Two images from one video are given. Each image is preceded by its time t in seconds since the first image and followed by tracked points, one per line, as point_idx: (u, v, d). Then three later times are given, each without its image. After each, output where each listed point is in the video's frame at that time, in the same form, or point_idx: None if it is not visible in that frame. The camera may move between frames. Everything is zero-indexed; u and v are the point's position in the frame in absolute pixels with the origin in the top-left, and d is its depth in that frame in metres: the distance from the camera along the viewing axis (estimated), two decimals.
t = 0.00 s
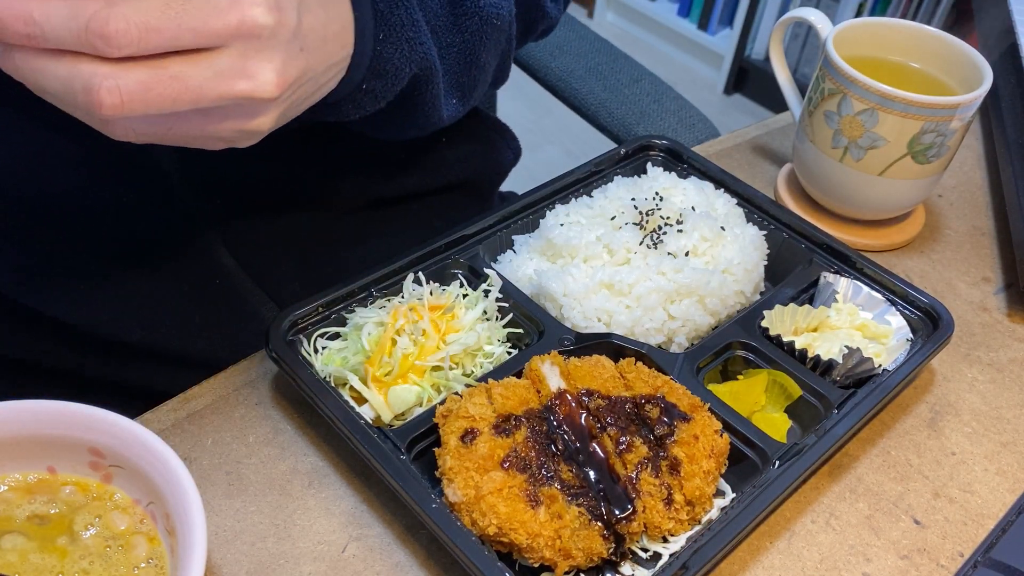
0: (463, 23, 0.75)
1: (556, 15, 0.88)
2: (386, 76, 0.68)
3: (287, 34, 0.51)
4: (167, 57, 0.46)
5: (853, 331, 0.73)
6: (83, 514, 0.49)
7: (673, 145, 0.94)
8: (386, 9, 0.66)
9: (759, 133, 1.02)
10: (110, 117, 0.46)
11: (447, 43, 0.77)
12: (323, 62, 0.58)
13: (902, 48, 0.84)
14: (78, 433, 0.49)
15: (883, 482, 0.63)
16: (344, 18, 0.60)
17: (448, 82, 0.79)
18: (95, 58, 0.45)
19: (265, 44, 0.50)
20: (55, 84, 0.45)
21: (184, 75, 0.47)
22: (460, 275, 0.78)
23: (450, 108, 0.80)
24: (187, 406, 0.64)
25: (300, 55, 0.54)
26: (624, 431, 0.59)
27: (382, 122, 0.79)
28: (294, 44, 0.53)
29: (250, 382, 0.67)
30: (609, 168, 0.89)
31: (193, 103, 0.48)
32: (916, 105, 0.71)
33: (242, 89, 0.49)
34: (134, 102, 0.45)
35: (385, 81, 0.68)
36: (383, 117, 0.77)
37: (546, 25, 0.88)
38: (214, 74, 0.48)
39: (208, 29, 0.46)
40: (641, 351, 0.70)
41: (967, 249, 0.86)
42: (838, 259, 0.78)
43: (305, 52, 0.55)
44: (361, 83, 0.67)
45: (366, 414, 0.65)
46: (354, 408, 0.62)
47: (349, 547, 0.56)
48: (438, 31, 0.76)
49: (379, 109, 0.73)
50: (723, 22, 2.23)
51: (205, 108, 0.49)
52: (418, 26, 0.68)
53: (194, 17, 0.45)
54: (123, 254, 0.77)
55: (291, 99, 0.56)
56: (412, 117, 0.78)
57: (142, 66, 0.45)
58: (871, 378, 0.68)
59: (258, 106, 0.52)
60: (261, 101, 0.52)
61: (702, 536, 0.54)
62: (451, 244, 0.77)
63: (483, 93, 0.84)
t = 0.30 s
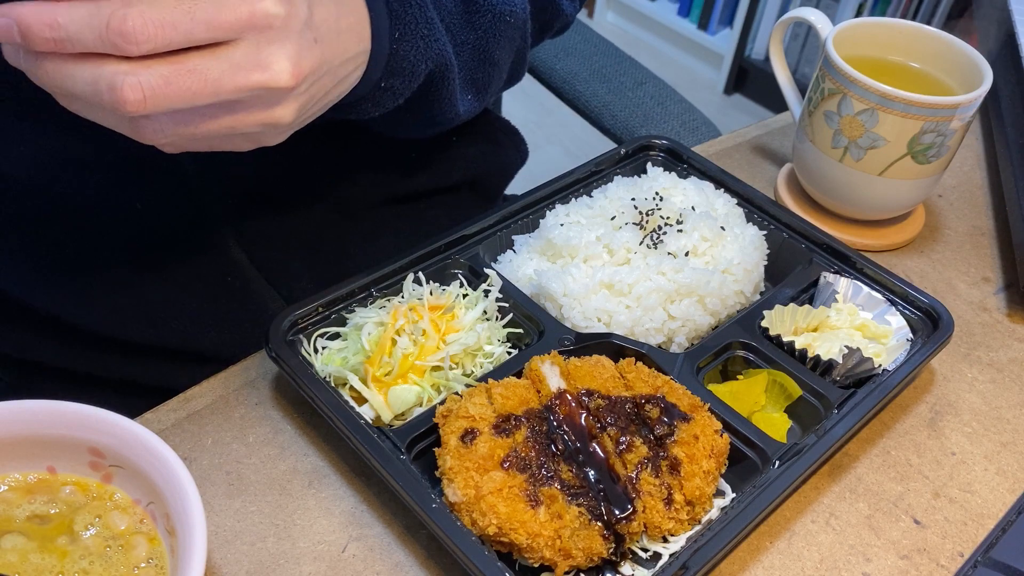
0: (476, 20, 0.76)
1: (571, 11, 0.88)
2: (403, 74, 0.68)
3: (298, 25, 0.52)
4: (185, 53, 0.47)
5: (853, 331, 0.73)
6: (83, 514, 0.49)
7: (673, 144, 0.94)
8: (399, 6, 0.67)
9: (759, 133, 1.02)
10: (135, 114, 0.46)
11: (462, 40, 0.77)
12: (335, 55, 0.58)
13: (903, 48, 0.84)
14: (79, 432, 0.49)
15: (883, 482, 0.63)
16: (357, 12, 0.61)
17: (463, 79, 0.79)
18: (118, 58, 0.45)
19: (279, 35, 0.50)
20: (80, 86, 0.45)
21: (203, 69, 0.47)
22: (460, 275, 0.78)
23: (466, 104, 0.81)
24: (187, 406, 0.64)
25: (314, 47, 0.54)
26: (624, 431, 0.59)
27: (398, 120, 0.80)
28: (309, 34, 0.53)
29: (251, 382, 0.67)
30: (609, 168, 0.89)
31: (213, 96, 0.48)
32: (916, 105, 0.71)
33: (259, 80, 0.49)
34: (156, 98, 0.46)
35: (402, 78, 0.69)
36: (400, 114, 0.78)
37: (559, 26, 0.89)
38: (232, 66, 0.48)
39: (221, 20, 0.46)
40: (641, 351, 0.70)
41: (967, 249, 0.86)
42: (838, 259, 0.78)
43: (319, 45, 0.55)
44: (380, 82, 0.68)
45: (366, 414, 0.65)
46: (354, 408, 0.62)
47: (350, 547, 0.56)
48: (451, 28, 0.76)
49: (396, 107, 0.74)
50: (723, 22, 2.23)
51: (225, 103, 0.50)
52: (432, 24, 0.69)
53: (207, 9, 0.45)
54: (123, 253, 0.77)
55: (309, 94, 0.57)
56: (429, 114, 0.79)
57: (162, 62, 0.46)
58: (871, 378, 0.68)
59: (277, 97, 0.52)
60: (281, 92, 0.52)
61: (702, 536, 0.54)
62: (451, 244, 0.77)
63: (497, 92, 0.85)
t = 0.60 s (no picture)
0: None
1: None
2: (447, 58, 0.73)
3: (363, 30, 0.57)
4: (274, 81, 0.53)
5: (853, 331, 0.72)
6: (83, 514, 0.49)
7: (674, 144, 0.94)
8: None
9: (759, 134, 1.02)
10: (241, 144, 0.53)
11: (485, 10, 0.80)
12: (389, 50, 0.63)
13: (903, 48, 0.84)
14: (79, 432, 0.49)
15: (883, 482, 0.63)
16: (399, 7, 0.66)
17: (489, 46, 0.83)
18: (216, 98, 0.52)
19: (349, 44, 0.56)
20: (185, 131, 0.52)
21: (291, 92, 0.54)
22: (460, 275, 0.78)
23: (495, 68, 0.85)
24: (187, 406, 0.64)
25: (378, 47, 0.60)
26: (624, 431, 0.59)
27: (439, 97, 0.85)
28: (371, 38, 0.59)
29: (251, 382, 0.67)
30: (609, 168, 0.89)
31: (303, 113, 0.55)
32: (917, 105, 0.71)
33: (342, 90, 0.56)
34: (257, 126, 0.53)
35: (446, 62, 0.74)
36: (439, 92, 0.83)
37: None
38: (315, 84, 0.54)
39: (300, 42, 0.52)
40: (641, 351, 0.70)
41: (967, 248, 0.86)
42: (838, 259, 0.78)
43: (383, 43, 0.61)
44: (427, 68, 0.73)
45: (366, 414, 0.65)
46: (354, 408, 0.62)
47: (350, 547, 0.56)
48: None
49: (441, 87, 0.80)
50: (723, 22, 2.22)
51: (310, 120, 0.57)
52: (465, 4, 0.73)
53: (287, 37, 0.52)
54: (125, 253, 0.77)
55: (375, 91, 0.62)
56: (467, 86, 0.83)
57: (254, 93, 0.53)
58: (871, 378, 0.68)
59: (357, 102, 0.59)
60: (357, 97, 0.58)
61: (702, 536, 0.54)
62: (451, 244, 0.77)
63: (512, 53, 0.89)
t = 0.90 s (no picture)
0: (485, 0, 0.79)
1: None
2: (436, 75, 0.74)
3: (348, 53, 0.57)
4: (257, 108, 0.53)
5: (853, 331, 0.72)
6: (83, 514, 0.49)
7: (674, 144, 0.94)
8: (426, 11, 0.69)
9: (759, 133, 1.02)
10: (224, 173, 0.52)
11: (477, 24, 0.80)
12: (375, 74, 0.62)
13: (904, 48, 0.84)
14: (80, 432, 0.49)
15: (883, 482, 0.63)
16: (386, 19, 0.64)
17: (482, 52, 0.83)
18: (197, 126, 0.51)
19: (334, 68, 0.55)
20: (167, 158, 0.51)
21: (275, 117, 0.53)
22: (460, 275, 0.78)
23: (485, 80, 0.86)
24: (188, 406, 0.64)
25: (364, 69, 0.59)
26: (624, 431, 0.59)
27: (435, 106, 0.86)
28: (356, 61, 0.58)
29: (251, 382, 0.67)
30: (609, 168, 0.89)
31: (288, 139, 0.54)
32: (916, 105, 0.71)
33: (327, 115, 0.55)
34: (240, 153, 0.52)
35: (436, 78, 0.74)
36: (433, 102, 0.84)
37: None
38: (300, 108, 0.54)
39: (285, 68, 0.52)
40: (641, 351, 0.70)
41: (967, 248, 0.86)
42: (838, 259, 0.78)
43: (369, 65, 0.60)
44: (417, 85, 0.73)
45: (366, 414, 0.65)
46: (354, 408, 0.62)
47: (350, 547, 0.56)
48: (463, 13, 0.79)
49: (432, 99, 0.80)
50: (723, 22, 2.22)
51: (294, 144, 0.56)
52: (456, 20, 0.73)
53: (270, 62, 0.51)
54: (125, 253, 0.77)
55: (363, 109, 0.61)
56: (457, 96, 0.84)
57: (238, 120, 0.52)
58: (870, 378, 0.68)
59: (342, 125, 0.58)
60: (343, 121, 0.57)
61: (702, 536, 0.54)
62: (451, 244, 0.77)
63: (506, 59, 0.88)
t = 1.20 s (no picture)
0: (476, 28, 0.79)
1: None
2: (413, 96, 0.75)
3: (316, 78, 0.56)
4: (220, 131, 0.52)
5: (853, 331, 0.72)
6: (83, 514, 0.49)
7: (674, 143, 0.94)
8: (406, 35, 0.70)
9: (759, 133, 1.02)
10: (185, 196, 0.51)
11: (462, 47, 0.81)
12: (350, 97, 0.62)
13: (904, 48, 0.84)
14: (79, 432, 0.49)
15: (883, 482, 0.63)
16: (364, 38, 0.64)
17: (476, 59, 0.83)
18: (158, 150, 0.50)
19: (299, 93, 0.55)
20: (131, 181, 0.51)
21: (236, 142, 0.52)
22: (460, 274, 0.78)
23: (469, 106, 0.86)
24: (188, 406, 0.64)
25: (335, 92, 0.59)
26: (624, 431, 0.59)
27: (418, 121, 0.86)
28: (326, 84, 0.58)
29: (251, 382, 0.67)
30: (609, 168, 0.89)
31: (252, 164, 0.53)
32: (916, 105, 0.71)
33: (291, 140, 0.55)
34: (202, 177, 0.51)
35: (413, 99, 0.75)
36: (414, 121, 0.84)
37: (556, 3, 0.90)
38: (263, 132, 0.53)
39: (246, 93, 0.51)
40: (641, 351, 0.70)
41: (968, 248, 0.86)
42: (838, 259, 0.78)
43: (342, 88, 0.60)
44: (394, 104, 0.74)
45: (366, 414, 0.65)
46: (354, 408, 0.62)
47: (350, 547, 0.56)
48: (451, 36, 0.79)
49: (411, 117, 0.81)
50: (723, 22, 2.23)
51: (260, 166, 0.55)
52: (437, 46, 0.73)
53: (231, 87, 0.51)
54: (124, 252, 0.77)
55: (336, 131, 0.61)
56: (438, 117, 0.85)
57: (199, 144, 0.51)
58: (870, 378, 0.68)
59: (310, 148, 0.58)
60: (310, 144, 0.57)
61: (702, 537, 0.54)
62: (451, 244, 0.77)
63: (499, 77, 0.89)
